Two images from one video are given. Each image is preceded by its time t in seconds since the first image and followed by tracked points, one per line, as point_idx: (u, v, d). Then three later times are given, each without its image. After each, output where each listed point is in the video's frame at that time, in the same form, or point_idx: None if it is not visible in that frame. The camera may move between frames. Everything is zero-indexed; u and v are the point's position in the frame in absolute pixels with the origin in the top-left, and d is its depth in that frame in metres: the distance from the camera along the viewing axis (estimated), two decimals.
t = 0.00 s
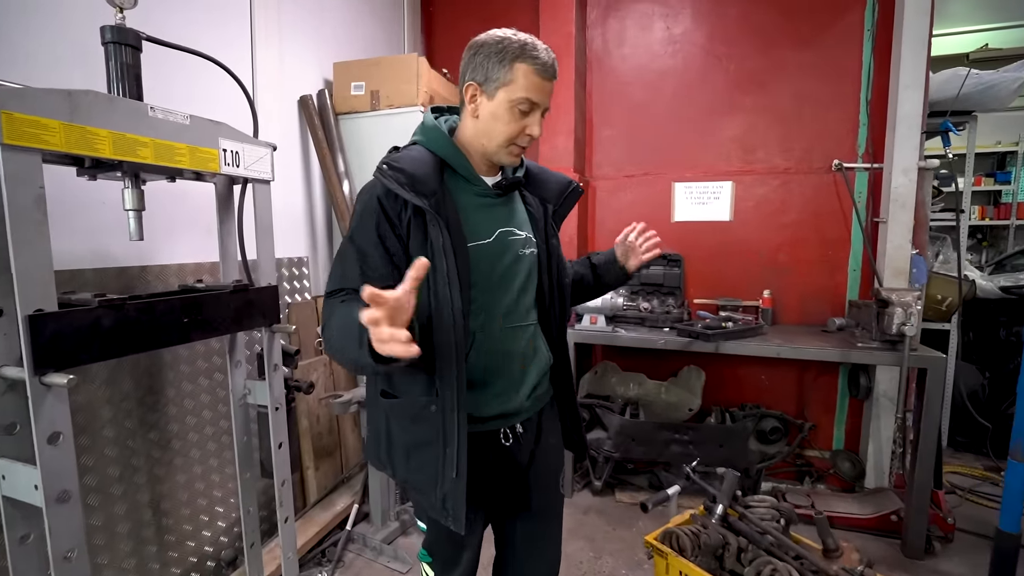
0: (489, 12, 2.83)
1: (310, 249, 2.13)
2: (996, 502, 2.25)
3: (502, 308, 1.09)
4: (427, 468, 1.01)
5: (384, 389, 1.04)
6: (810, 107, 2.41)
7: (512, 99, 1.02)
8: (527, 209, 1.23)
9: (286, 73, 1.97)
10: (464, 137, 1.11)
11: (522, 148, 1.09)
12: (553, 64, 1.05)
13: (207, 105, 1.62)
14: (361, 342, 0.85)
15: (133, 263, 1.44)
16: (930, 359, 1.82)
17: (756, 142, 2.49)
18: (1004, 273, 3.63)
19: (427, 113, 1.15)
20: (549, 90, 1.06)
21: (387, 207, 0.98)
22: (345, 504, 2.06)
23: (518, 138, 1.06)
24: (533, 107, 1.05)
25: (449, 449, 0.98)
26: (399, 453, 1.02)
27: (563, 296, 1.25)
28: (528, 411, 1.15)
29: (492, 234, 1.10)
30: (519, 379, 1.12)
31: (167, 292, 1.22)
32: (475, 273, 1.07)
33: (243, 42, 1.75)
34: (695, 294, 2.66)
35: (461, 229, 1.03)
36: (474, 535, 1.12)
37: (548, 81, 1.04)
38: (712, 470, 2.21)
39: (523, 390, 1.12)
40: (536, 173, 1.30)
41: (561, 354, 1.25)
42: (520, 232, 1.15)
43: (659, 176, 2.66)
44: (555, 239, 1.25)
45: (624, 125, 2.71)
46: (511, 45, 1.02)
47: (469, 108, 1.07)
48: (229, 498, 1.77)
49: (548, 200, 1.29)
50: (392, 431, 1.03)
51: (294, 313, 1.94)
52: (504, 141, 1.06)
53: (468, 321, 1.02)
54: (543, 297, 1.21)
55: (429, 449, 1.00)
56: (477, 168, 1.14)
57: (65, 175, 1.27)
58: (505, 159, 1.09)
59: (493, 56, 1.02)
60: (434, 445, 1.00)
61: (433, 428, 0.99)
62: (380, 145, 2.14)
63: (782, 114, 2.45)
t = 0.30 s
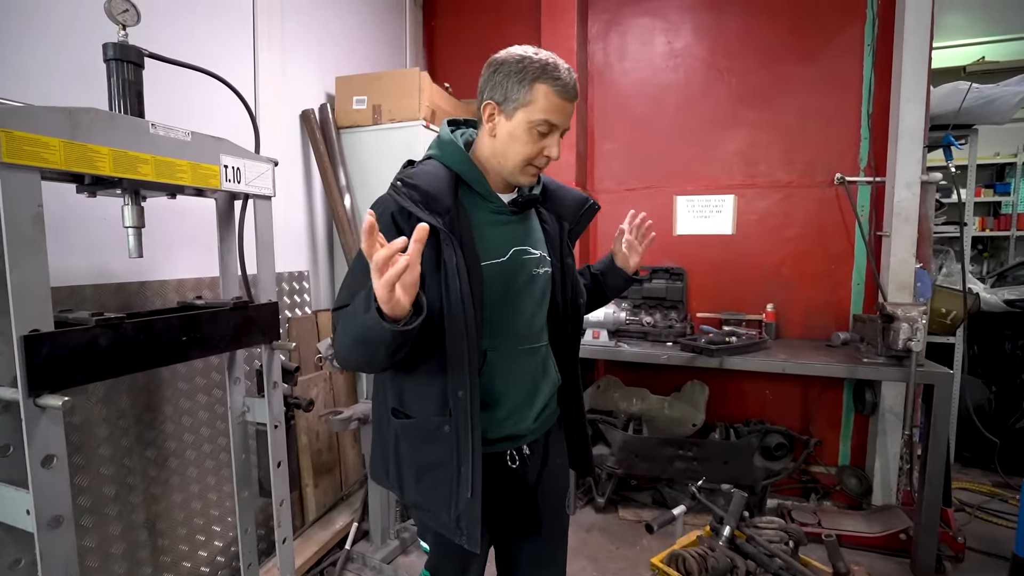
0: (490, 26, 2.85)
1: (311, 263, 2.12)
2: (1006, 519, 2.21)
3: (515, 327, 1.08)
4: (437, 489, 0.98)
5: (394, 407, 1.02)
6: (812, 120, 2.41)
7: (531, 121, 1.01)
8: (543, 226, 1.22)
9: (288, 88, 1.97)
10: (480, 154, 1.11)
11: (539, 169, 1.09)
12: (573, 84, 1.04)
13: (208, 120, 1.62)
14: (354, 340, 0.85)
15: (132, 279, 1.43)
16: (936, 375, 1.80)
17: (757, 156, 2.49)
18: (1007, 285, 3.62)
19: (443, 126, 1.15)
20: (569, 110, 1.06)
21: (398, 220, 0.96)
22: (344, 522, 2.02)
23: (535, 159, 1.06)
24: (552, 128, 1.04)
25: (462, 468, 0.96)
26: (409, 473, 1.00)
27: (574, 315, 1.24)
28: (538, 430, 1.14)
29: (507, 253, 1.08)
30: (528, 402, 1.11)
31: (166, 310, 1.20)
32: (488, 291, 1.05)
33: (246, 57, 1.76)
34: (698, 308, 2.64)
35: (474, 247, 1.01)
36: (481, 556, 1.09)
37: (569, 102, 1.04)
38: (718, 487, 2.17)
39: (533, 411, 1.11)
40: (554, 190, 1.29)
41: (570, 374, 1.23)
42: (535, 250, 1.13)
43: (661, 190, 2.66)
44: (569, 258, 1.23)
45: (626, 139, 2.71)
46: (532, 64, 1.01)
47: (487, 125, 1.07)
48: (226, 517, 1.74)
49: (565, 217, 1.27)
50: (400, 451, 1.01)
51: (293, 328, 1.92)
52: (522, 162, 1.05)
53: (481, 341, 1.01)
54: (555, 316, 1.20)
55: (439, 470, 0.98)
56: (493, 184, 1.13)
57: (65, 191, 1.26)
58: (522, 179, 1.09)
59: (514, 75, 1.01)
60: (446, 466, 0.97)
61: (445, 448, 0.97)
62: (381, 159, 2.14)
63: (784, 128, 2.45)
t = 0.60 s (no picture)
0: (492, 47, 2.89)
1: (312, 280, 2.11)
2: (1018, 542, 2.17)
3: (519, 349, 1.07)
4: (429, 511, 0.97)
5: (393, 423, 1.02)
6: (811, 139, 2.43)
7: (545, 142, 1.02)
8: (555, 248, 1.21)
9: (292, 106, 1.98)
10: (495, 174, 1.12)
11: (551, 190, 1.09)
12: (590, 107, 1.04)
13: (212, 139, 1.62)
14: (396, 366, 0.84)
15: (132, 298, 1.42)
16: (943, 394, 1.78)
17: (758, 174, 2.51)
18: (1009, 302, 3.61)
19: (461, 143, 1.17)
20: (585, 132, 1.05)
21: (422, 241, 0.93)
22: (343, 545, 1.98)
23: (547, 181, 1.06)
24: (565, 150, 1.04)
25: (455, 492, 0.94)
26: (404, 492, 0.99)
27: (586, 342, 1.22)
28: (538, 456, 1.12)
29: (515, 275, 1.07)
30: (530, 426, 1.09)
31: (166, 329, 1.19)
32: (493, 312, 1.04)
33: (250, 77, 1.78)
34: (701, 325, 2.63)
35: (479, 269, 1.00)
36: None
37: (584, 124, 1.04)
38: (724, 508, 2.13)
39: (535, 437, 1.09)
40: (570, 212, 1.28)
41: (574, 400, 1.21)
42: (544, 273, 1.12)
43: (662, 208, 2.67)
44: (582, 283, 1.22)
45: (627, 157, 2.73)
46: (548, 85, 1.01)
47: (502, 144, 1.08)
48: (223, 540, 1.70)
49: (579, 240, 1.26)
50: (395, 469, 1.00)
51: (294, 347, 1.91)
52: (534, 183, 1.06)
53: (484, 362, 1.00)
54: (562, 340, 1.19)
55: (434, 493, 0.96)
56: (505, 204, 1.14)
57: (67, 210, 1.26)
58: (533, 200, 1.10)
59: (529, 96, 1.02)
60: (439, 489, 0.96)
61: (441, 471, 0.95)
62: (384, 177, 2.15)
63: (784, 147, 2.47)
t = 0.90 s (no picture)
0: (494, 55, 2.89)
1: (312, 288, 2.09)
2: None
3: (523, 356, 1.05)
4: (425, 521, 0.94)
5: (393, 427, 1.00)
6: (814, 146, 2.42)
7: (548, 132, 1.00)
8: (566, 256, 1.19)
9: (293, 112, 1.97)
10: (503, 175, 1.12)
11: (558, 185, 1.06)
12: (593, 96, 1.03)
13: (212, 145, 1.61)
14: (435, 392, 0.79)
15: (130, 305, 1.40)
16: (950, 403, 1.76)
17: (761, 181, 2.49)
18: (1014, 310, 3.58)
19: (472, 147, 1.18)
20: (591, 125, 1.04)
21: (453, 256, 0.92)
22: (342, 557, 1.94)
23: (553, 173, 1.03)
24: (570, 141, 1.02)
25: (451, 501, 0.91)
26: (401, 499, 0.97)
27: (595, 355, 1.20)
28: (540, 472, 1.09)
29: (520, 281, 1.05)
30: (533, 437, 1.06)
31: (162, 337, 1.17)
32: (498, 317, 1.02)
33: (251, 83, 1.77)
34: (704, 333, 2.61)
35: (483, 273, 0.99)
36: None
37: (588, 114, 1.02)
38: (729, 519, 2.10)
39: (538, 451, 1.06)
40: (582, 221, 1.26)
41: (580, 412, 1.19)
42: (552, 280, 1.09)
43: (665, 215, 2.65)
44: (593, 293, 1.20)
45: (629, 164, 2.72)
46: (550, 78, 1.02)
47: (509, 141, 1.09)
48: (220, 552, 1.67)
49: (590, 249, 1.24)
50: (392, 476, 0.98)
51: (294, 354, 1.88)
52: (539, 176, 1.03)
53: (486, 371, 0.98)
54: (570, 350, 1.17)
55: (431, 503, 0.93)
56: (514, 206, 1.13)
57: (64, 215, 1.24)
58: (540, 196, 1.07)
59: (532, 89, 1.03)
60: (435, 498, 0.93)
61: (439, 479, 0.92)
62: (384, 184, 2.13)
63: (787, 153, 2.45)
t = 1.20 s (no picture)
0: (495, 55, 2.87)
1: (312, 289, 2.07)
2: None
3: (528, 358, 1.02)
4: (434, 529, 0.92)
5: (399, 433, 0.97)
6: (819, 147, 2.40)
7: (547, 128, 0.98)
8: (570, 257, 1.16)
9: (293, 112, 1.95)
10: (504, 174, 1.10)
11: (560, 181, 1.03)
12: (592, 91, 1.01)
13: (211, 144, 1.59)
14: (481, 428, 0.77)
15: (127, 306, 1.38)
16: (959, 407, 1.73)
17: (765, 182, 2.47)
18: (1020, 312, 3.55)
19: (474, 149, 1.15)
20: (591, 120, 1.02)
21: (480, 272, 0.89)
22: (342, 562, 1.92)
23: (555, 169, 1.01)
24: (571, 137, 1.00)
25: (461, 507, 0.89)
26: (408, 508, 0.94)
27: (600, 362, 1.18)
28: (548, 481, 1.06)
29: (524, 282, 1.03)
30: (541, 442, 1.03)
31: (159, 340, 1.15)
32: (502, 318, 1.00)
33: (250, 82, 1.75)
34: (708, 335, 2.58)
35: (488, 273, 0.97)
36: None
37: (588, 109, 1.00)
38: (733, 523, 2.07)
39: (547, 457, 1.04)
40: (586, 221, 1.24)
41: (590, 417, 1.16)
42: (557, 281, 1.07)
43: (668, 216, 2.63)
44: (599, 294, 1.17)
45: (632, 165, 2.70)
46: (548, 74, 1.00)
47: (508, 141, 1.07)
48: (218, 558, 1.65)
49: (596, 250, 1.22)
50: (399, 484, 0.95)
51: (293, 357, 1.86)
52: (541, 173, 1.01)
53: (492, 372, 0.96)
54: (578, 354, 1.14)
55: (441, 510, 0.91)
56: (516, 205, 1.11)
57: (60, 216, 1.22)
58: (541, 193, 1.04)
59: (529, 87, 1.01)
60: (445, 506, 0.91)
61: (447, 485, 0.90)
62: (386, 185, 2.11)
63: (791, 154, 2.43)
